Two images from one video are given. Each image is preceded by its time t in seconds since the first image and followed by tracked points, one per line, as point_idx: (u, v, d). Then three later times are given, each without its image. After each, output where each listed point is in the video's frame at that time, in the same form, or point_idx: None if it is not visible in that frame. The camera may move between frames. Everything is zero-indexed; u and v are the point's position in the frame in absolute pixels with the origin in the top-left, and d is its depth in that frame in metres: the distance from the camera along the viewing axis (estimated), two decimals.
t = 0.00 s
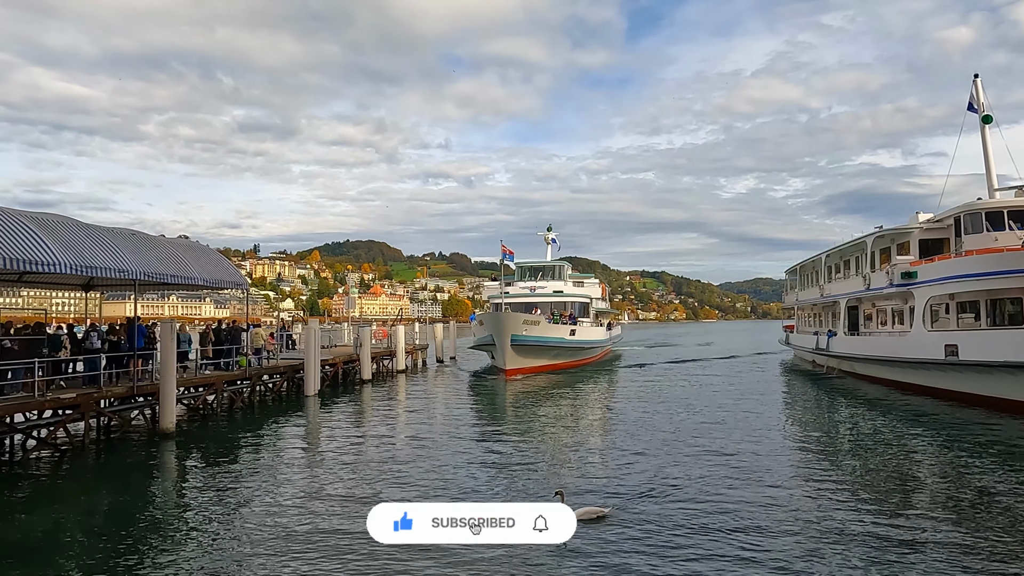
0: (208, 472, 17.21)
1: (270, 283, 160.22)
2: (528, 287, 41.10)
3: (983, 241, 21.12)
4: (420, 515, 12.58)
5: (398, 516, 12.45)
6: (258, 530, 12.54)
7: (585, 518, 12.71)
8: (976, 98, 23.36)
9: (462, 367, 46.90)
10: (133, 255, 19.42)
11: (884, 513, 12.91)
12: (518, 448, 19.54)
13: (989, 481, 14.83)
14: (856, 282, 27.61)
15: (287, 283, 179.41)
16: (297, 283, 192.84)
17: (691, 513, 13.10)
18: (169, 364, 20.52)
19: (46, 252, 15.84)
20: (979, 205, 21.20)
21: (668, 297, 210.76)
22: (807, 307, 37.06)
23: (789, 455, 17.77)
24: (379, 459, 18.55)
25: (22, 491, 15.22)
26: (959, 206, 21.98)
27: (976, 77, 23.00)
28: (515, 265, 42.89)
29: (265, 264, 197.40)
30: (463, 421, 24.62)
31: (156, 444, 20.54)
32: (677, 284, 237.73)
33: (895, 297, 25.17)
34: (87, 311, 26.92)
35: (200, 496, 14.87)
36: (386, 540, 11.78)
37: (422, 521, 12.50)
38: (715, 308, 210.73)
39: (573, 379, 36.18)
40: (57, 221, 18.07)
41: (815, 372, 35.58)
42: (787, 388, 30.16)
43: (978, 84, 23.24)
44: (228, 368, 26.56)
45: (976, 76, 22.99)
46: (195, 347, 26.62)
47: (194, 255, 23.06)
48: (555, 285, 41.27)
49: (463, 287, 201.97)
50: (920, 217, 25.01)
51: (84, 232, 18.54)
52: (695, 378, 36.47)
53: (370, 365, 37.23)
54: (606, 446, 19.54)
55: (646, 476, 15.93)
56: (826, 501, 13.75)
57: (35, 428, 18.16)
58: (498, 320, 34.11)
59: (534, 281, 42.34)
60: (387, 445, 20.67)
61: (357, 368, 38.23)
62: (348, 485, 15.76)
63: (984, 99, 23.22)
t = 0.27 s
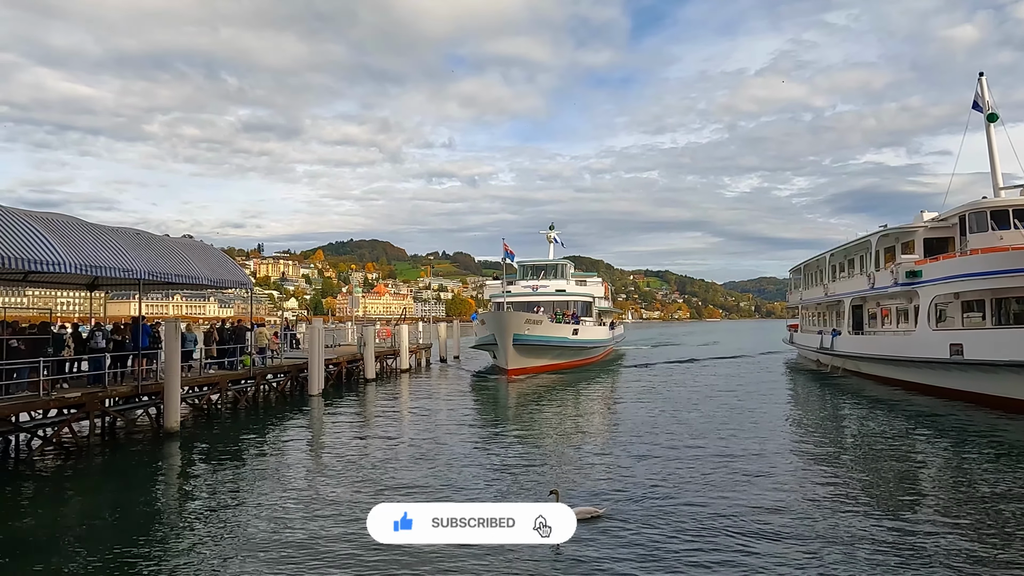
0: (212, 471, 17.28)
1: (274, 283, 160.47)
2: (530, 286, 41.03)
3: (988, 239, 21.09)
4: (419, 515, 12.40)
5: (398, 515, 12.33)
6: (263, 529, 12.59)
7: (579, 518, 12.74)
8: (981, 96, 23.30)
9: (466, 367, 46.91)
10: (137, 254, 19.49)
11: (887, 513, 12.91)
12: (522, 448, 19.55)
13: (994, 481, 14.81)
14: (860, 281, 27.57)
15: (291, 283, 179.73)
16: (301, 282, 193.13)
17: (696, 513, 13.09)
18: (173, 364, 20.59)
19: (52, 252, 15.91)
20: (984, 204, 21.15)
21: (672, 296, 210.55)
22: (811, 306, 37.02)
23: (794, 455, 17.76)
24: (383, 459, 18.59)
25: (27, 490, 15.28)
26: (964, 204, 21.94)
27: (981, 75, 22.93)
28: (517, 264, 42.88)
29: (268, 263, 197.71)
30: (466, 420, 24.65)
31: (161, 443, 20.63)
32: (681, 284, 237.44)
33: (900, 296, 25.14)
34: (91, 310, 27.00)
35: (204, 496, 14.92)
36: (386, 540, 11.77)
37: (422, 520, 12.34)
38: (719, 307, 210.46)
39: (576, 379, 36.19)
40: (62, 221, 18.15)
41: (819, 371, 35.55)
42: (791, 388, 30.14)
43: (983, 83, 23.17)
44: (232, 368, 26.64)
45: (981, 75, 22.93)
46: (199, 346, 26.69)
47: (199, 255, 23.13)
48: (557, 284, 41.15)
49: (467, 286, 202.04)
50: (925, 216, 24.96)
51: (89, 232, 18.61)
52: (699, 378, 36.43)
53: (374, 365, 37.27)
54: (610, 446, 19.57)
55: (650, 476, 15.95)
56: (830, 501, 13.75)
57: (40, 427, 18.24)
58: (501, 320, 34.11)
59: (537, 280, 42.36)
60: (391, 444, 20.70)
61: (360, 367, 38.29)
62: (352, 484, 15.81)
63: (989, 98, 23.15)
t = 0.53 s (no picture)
0: (218, 469, 17.34)
1: (280, 281, 160.83)
2: (534, 284, 40.77)
3: (995, 237, 21.02)
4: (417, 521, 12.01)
5: (398, 516, 12.45)
6: (269, 527, 12.63)
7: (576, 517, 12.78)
8: (988, 94, 23.20)
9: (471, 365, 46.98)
10: (144, 253, 19.58)
11: (893, 512, 12.86)
12: (526, 447, 19.55)
13: (1003, 479, 14.75)
14: (866, 279, 27.49)
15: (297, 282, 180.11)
16: (306, 281, 193.50)
17: (701, 512, 13.05)
18: (179, 362, 20.68)
19: (59, 252, 16.00)
20: (991, 202, 21.08)
21: (677, 294, 210.18)
22: (817, 305, 36.94)
23: (800, 454, 17.74)
24: (389, 457, 18.63)
25: (35, 489, 15.38)
26: (972, 202, 21.86)
27: (988, 72, 22.84)
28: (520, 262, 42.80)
29: (274, 262, 198.13)
30: (471, 419, 24.67)
31: (167, 442, 20.72)
32: (686, 282, 237.00)
33: (906, 294, 25.06)
34: (98, 309, 27.09)
35: (210, 494, 14.98)
36: (386, 541, 11.78)
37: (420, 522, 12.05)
38: (725, 305, 210.02)
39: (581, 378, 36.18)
40: (69, 221, 18.24)
41: (825, 369, 35.47)
42: (797, 386, 30.08)
43: (990, 80, 23.06)
44: (238, 366, 26.71)
45: (988, 72, 22.84)
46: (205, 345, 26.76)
47: (205, 254, 23.22)
48: (561, 284, 40.75)
49: (472, 285, 202.12)
50: (931, 214, 24.88)
51: (95, 231, 18.70)
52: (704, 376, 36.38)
53: (380, 363, 37.36)
54: (615, 444, 19.56)
55: (656, 475, 15.95)
56: (836, 500, 13.68)
57: (48, 425, 18.34)
58: (505, 318, 34.09)
59: (541, 278, 42.37)
60: (397, 443, 20.74)
61: (366, 366, 38.35)
62: (358, 483, 15.84)
63: (996, 95, 23.06)
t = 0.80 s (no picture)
0: (225, 468, 17.42)
1: (286, 280, 161.38)
2: (539, 281, 41.10)
3: (1004, 234, 20.93)
4: (423, 514, 10.86)
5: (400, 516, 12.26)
6: (276, 525, 12.69)
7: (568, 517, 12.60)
8: (997, 90, 23.09)
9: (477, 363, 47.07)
10: (151, 253, 19.67)
11: (902, 510, 12.81)
12: (532, 446, 19.57)
13: (1012, 478, 14.68)
14: (873, 277, 27.41)
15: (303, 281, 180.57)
16: (313, 280, 193.98)
17: (708, 511, 13.02)
18: (187, 361, 20.77)
19: (67, 251, 16.09)
20: (999, 198, 20.99)
21: (683, 292, 209.85)
22: (824, 302, 36.84)
23: (807, 452, 17.70)
24: (395, 455, 18.68)
25: (43, 487, 15.49)
26: (980, 199, 21.76)
27: (997, 68, 22.73)
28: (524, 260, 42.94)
29: (281, 261, 198.66)
30: (477, 418, 24.72)
31: (174, 440, 20.83)
32: (693, 280, 236.57)
33: (914, 292, 24.97)
34: (105, 308, 27.23)
35: (217, 492, 15.05)
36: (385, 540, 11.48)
37: (424, 518, 11.00)
38: (731, 303, 209.51)
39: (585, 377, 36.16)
40: (77, 220, 18.34)
41: (832, 367, 35.37)
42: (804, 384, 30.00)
43: (999, 76, 22.95)
44: (245, 365, 26.82)
45: (996, 67, 22.73)
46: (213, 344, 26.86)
47: (212, 253, 23.33)
48: (566, 280, 41.29)
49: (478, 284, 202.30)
50: (939, 211, 24.78)
51: (103, 230, 18.80)
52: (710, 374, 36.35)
53: (386, 362, 37.48)
54: (622, 443, 19.56)
55: (663, 473, 15.95)
56: (844, 498, 13.65)
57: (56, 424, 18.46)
58: (510, 316, 34.12)
59: (546, 275, 42.50)
60: (403, 441, 20.80)
61: (372, 364, 38.46)
62: (365, 481, 15.89)
63: (1005, 91, 22.94)
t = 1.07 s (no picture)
0: (232, 466, 17.53)
1: (293, 279, 161.94)
2: (543, 280, 41.14)
3: (1011, 231, 20.86)
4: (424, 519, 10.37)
5: (398, 515, 12.35)
6: (282, 524, 12.78)
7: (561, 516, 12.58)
8: (1004, 85, 23.00)
9: (483, 362, 47.16)
10: (158, 253, 19.80)
11: (910, 509, 12.74)
12: (537, 444, 19.59)
13: (1020, 475, 14.62)
14: (880, 274, 27.33)
15: (309, 280, 181.14)
16: (318, 279, 194.48)
17: (715, 510, 12.98)
18: (194, 360, 20.89)
19: (75, 251, 16.22)
20: (1007, 195, 20.91)
21: (689, 290, 209.52)
22: (831, 300, 36.73)
23: (815, 450, 17.68)
24: (402, 454, 18.74)
25: (52, 486, 15.61)
26: (987, 195, 21.69)
27: (1004, 63, 22.63)
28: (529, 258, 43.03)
29: (287, 261, 199.24)
30: (483, 416, 24.76)
31: (182, 439, 20.97)
32: (699, 278, 236.02)
33: (921, 289, 24.89)
34: (113, 308, 27.38)
35: (224, 491, 15.15)
36: (386, 540, 11.66)
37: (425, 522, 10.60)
38: (738, 301, 209.02)
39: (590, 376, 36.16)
40: (84, 220, 18.47)
41: (840, 365, 35.29)
42: (810, 382, 29.95)
43: (1006, 71, 22.85)
44: (252, 364, 26.95)
45: (1003, 63, 22.63)
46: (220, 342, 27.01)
47: (219, 252, 23.47)
48: (570, 279, 41.39)
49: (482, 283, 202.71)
50: (946, 207, 24.71)
51: (110, 230, 18.92)
52: (716, 372, 36.30)
53: (392, 360, 37.59)
54: (627, 441, 19.58)
55: (670, 471, 15.98)
56: (851, 497, 13.60)
57: (65, 423, 18.61)
58: (514, 315, 34.12)
59: (550, 273, 42.51)
60: (409, 439, 20.86)
61: (378, 363, 38.59)
62: (371, 480, 15.95)
63: (1013, 87, 22.85)
